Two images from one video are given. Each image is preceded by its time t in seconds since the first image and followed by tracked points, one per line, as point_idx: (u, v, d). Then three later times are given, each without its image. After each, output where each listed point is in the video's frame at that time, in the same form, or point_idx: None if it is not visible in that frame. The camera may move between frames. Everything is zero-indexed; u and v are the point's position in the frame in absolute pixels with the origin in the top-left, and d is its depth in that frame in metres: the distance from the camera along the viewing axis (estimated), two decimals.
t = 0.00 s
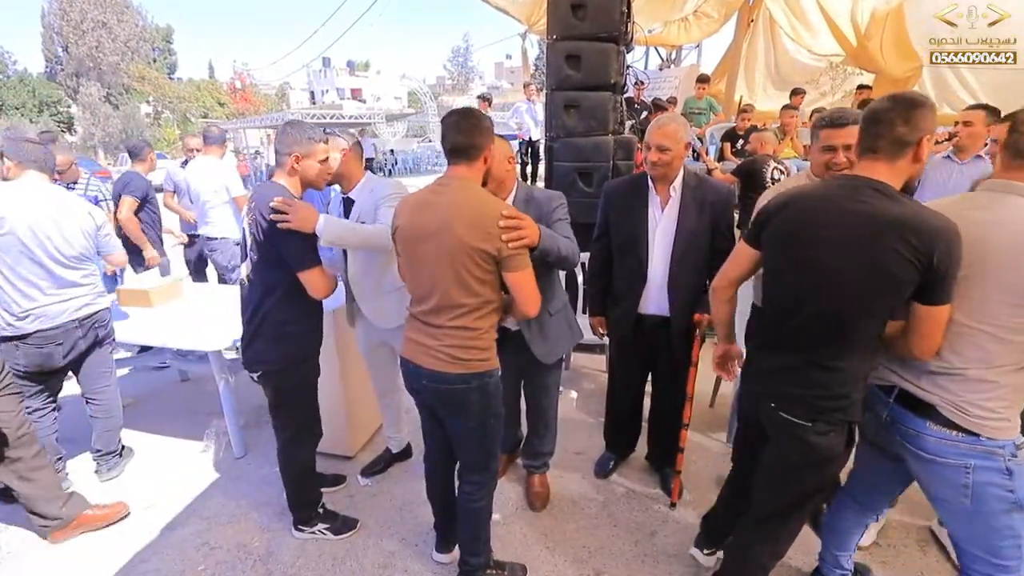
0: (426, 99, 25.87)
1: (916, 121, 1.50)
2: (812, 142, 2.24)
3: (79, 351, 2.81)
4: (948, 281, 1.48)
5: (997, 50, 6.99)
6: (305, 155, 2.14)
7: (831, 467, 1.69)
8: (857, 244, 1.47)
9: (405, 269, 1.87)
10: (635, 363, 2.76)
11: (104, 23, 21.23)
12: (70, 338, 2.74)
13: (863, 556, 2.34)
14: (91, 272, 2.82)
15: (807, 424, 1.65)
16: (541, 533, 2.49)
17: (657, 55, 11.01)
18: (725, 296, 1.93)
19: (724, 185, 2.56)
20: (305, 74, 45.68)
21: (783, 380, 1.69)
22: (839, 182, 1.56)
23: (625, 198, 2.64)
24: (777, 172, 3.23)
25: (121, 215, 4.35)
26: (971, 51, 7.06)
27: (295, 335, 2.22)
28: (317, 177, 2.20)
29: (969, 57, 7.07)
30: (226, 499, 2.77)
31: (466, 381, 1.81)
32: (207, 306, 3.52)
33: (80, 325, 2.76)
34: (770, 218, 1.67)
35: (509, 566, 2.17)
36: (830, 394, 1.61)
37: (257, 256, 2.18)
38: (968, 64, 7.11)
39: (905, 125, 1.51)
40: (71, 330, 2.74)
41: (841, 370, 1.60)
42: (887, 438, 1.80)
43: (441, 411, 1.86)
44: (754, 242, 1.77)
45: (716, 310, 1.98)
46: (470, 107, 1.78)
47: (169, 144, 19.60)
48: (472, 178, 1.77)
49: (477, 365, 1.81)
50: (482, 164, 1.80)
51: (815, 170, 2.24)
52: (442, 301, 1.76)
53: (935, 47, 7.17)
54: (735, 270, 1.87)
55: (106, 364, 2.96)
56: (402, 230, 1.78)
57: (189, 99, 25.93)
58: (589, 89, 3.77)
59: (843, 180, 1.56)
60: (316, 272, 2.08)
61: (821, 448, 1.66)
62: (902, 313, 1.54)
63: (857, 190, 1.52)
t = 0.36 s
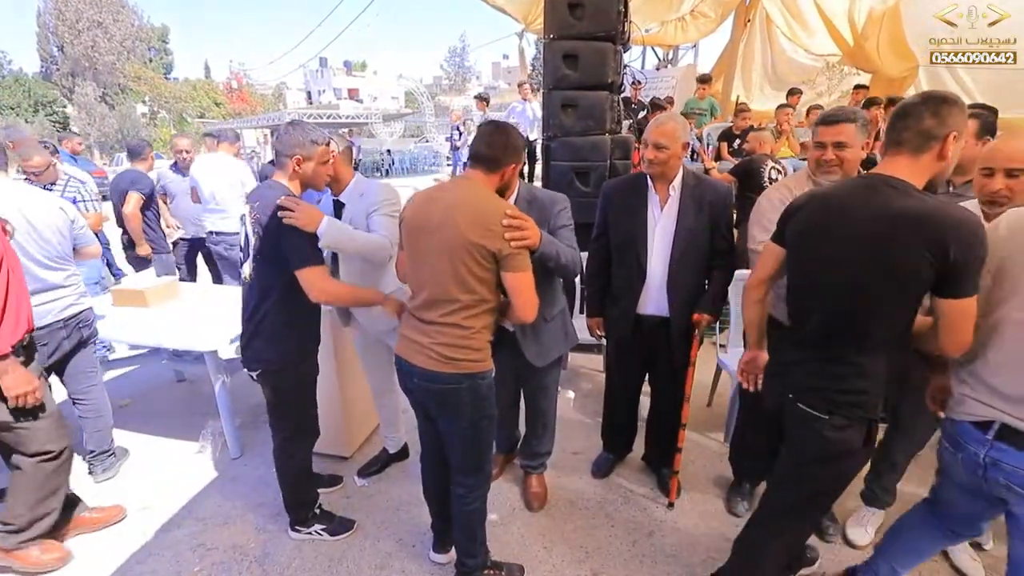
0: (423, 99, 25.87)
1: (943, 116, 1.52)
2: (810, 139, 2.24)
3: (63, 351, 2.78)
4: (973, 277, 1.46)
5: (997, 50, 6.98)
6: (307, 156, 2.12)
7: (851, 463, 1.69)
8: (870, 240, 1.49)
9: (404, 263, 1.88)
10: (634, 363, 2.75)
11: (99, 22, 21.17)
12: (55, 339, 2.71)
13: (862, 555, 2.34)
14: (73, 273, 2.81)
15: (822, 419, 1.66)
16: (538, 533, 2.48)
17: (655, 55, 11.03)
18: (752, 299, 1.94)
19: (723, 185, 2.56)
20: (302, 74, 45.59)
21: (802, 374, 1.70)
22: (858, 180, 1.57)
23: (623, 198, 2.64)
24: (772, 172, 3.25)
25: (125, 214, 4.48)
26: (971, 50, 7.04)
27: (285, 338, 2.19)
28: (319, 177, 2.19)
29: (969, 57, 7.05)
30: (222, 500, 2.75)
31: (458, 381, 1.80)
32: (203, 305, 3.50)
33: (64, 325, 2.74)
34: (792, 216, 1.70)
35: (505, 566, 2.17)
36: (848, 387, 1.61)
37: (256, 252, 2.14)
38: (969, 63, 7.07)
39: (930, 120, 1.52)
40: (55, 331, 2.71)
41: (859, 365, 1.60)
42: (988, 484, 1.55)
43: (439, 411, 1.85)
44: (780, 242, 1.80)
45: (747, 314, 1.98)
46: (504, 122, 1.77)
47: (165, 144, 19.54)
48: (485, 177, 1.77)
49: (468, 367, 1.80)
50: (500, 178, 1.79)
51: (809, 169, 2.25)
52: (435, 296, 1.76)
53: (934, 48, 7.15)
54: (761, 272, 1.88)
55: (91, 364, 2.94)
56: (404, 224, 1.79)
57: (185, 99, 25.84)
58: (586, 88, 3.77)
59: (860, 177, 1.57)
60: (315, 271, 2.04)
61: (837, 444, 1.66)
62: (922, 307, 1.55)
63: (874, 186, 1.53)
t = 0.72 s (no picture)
0: (422, 100, 25.86)
1: (954, 117, 1.51)
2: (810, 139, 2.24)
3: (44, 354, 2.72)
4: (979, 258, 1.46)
5: (997, 50, 7.00)
6: (310, 156, 2.11)
7: (886, 448, 1.64)
8: (871, 230, 1.54)
9: (405, 262, 1.89)
10: (634, 362, 2.75)
11: (98, 23, 21.15)
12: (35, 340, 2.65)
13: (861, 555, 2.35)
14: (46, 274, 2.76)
15: (845, 403, 1.66)
16: (537, 534, 2.48)
17: (654, 55, 11.04)
18: (791, 291, 1.88)
19: (723, 186, 2.56)
20: (302, 74, 45.59)
21: (821, 359, 1.71)
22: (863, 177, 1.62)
23: (623, 197, 2.64)
24: (772, 172, 3.25)
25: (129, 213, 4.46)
26: (970, 50, 7.06)
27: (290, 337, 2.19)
28: (322, 179, 2.19)
29: (969, 57, 7.06)
30: (221, 500, 2.75)
31: (455, 381, 1.80)
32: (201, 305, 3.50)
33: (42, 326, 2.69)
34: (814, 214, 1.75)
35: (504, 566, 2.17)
36: (867, 369, 1.61)
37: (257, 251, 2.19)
38: (968, 63, 7.09)
39: (942, 122, 1.52)
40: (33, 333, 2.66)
41: (875, 357, 1.60)
42: None
43: (439, 411, 1.85)
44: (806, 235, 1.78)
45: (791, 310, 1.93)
46: (508, 122, 1.77)
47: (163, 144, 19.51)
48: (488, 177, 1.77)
49: (465, 365, 1.79)
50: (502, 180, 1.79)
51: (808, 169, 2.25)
52: (434, 294, 1.76)
53: (934, 48, 7.15)
54: (796, 265, 1.84)
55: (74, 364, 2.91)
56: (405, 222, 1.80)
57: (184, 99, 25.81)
58: (585, 88, 3.77)
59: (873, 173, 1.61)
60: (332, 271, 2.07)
61: (861, 433, 1.65)
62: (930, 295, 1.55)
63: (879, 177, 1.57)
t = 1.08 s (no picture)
0: (422, 100, 25.86)
1: None
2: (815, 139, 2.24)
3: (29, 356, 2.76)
4: None
5: (997, 50, 7.01)
6: (297, 155, 2.10)
7: (952, 466, 1.58)
8: (941, 240, 1.47)
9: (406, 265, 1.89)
10: (634, 363, 2.75)
11: (97, 23, 21.16)
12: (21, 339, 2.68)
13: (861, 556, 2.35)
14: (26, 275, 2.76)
15: (909, 424, 1.60)
16: (536, 534, 2.47)
17: (653, 55, 11.04)
18: (820, 296, 1.89)
19: (729, 188, 2.57)
20: (301, 74, 45.59)
21: (873, 376, 1.67)
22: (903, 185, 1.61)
23: (624, 198, 2.64)
24: (772, 172, 3.24)
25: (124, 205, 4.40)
26: (970, 50, 7.06)
27: (301, 349, 2.15)
28: (314, 177, 2.17)
29: (969, 56, 7.07)
30: (221, 500, 2.75)
31: (457, 389, 1.79)
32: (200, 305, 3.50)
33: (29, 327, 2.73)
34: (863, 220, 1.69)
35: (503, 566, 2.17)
36: (933, 388, 1.56)
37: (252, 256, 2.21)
38: (968, 63, 7.09)
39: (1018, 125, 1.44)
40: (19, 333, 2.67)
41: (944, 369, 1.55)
42: None
43: (442, 414, 1.85)
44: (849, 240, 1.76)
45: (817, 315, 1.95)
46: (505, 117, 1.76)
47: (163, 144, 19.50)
48: (490, 180, 1.76)
49: (469, 374, 1.78)
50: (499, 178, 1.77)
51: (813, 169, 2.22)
52: (437, 301, 1.75)
53: (934, 48, 7.17)
54: (829, 270, 1.85)
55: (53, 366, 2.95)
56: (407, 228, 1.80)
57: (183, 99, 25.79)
58: (584, 89, 3.77)
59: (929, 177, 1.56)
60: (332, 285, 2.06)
61: (931, 449, 1.59)
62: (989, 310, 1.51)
63: (935, 184, 1.53)
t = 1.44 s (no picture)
0: (421, 100, 25.86)
1: None
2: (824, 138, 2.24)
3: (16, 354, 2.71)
4: None
5: (997, 50, 6.99)
6: (297, 149, 2.02)
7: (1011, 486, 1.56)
8: None
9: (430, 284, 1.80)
10: (634, 364, 2.75)
11: (97, 23, 21.20)
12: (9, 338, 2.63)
13: (860, 556, 2.35)
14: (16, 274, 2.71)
15: (972, 447, 1.54)
16: (536, 534, 2.48)
17: (653, 55, 11.03)
18: (870, 311, 1.83)
19: (728, 189, 2.57)
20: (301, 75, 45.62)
21: (931, 398, 1.61)
22: (945, 197, 1.58)
23: (624, 199, 2.64)
24: (773, 173, 3.23)
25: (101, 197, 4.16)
26: (970, 50, 7.08)
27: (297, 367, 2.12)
28: (316, 170, 2.08)
29: (969, 56, 7.08)
30: (221, 500, 2.75)
31: (506, 412, 1.75)
32: (201, 306, 3.50)
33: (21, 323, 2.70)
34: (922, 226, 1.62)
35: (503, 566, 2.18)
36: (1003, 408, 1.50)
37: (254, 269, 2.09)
38: (968, 63, 7.11)
39: None
40: (9, 330, 2.64)
41: (1010, 387, 1.50)
42: None
43: (460, 425, 1.85)
44: (905, 251, 1.70)
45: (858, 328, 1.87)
46: (507, 104, 1.71)
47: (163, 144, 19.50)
48: (511, 193, 1.67)
49: (517, 394, 1.74)
50: (517, 174, 1.69)
51: (822, 168, 2.21)
52: (477, 326, 1.68)
53: (934, 48, 7.20)
54: (880, 284, 1.79)
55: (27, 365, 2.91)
56: (429, 251, 1.70)
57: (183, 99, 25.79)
58: (584, 89, 3.77)
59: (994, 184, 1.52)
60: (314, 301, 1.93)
61: (990, 472, 1.53)
62: None
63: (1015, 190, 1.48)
